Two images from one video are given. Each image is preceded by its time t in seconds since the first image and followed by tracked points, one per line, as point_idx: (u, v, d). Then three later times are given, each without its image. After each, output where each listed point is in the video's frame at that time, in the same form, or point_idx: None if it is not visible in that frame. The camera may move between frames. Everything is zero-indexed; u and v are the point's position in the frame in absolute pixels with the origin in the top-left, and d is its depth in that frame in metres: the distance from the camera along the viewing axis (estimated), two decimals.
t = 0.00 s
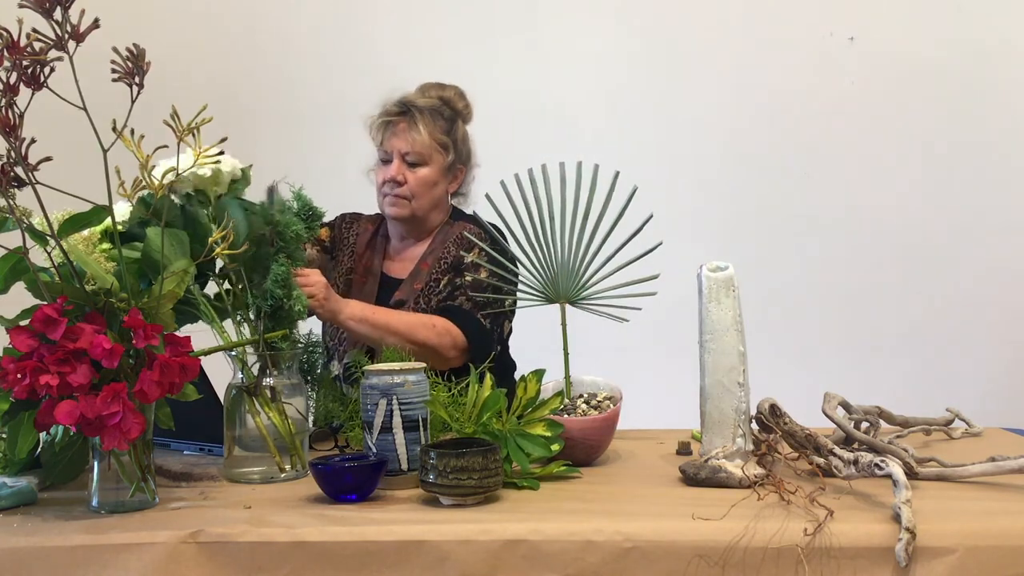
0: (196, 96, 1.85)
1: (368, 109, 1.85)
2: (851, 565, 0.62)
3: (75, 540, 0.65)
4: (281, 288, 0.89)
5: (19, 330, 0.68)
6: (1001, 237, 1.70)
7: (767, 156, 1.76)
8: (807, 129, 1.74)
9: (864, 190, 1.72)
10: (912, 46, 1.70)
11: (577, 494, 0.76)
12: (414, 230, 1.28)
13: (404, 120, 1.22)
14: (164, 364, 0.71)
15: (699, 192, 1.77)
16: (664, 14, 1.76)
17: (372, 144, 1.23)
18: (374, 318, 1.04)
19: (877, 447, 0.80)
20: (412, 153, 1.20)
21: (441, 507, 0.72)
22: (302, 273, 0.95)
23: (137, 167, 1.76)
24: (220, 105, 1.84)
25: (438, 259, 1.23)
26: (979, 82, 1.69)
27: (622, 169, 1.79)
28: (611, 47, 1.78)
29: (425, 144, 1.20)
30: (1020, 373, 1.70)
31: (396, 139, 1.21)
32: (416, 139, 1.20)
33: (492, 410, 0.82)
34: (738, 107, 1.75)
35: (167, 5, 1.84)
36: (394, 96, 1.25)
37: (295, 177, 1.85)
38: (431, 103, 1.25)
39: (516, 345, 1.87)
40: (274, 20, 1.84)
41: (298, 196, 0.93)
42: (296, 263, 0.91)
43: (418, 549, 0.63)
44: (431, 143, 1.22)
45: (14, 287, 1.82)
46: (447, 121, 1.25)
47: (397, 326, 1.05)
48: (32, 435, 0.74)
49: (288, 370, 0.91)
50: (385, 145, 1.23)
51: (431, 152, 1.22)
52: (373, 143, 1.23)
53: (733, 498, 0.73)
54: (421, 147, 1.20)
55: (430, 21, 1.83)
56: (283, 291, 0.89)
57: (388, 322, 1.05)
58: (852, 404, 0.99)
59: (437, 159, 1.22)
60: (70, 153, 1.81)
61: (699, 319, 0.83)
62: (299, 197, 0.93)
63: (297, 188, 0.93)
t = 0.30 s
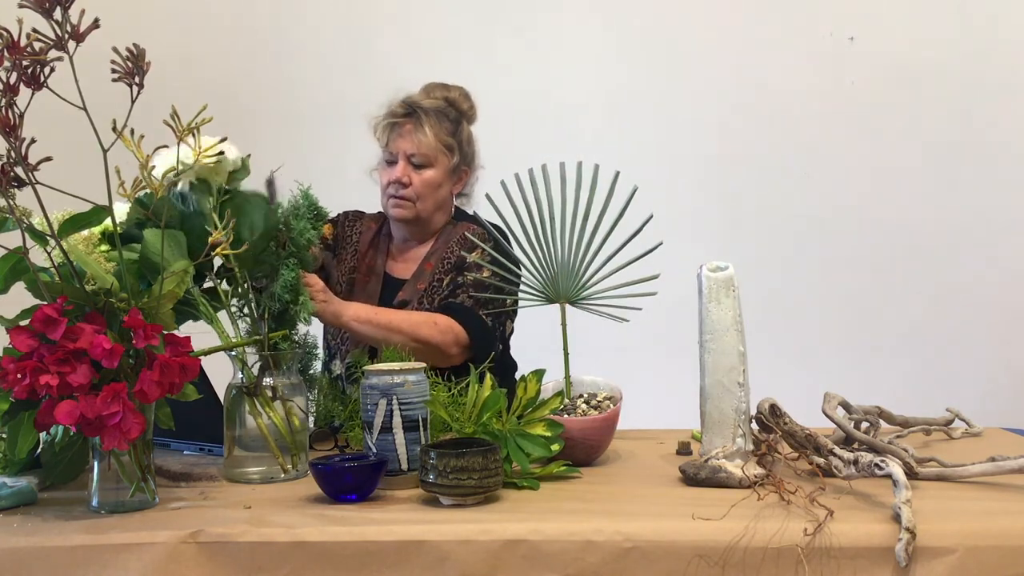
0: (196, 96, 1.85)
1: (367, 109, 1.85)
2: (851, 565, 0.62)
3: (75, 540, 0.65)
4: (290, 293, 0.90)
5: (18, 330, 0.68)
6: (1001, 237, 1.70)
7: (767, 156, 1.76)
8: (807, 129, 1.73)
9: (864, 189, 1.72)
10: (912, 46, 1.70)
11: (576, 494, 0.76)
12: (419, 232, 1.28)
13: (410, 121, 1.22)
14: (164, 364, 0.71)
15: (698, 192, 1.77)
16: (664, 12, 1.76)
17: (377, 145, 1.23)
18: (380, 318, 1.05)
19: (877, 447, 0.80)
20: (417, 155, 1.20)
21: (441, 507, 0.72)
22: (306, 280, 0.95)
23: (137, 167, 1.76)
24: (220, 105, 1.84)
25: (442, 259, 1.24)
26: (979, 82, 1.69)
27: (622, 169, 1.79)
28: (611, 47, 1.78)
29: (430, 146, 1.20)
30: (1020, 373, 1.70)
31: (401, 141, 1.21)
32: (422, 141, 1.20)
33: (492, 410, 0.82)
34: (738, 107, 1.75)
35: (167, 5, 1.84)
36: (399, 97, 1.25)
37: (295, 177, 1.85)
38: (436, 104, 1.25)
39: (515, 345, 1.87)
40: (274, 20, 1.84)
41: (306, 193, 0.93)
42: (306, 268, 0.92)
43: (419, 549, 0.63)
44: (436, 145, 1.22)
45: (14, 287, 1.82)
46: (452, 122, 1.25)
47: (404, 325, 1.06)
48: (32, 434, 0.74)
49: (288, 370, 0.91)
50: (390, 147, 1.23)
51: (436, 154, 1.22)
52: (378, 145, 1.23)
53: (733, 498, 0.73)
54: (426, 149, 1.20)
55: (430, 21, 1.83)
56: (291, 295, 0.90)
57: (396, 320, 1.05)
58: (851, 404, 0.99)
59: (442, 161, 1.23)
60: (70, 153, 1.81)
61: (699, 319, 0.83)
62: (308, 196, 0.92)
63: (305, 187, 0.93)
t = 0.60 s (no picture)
0: (196, 96, 1.85)
1: (367, 109, 1.85)
2: (851, 565, 0.62)
3: (75, 540, 0.65)
4: (298, 297, 0.91)
5: (19, 330, 0.68)
6: (1001, 238, 1.70)
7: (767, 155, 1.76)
8: (807, 129, 1.73)
9: (864, 189, 1.72)
10: (912, 46, 1.70)
11: (576, 494, 0.76)
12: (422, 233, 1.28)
13: (414, 122, 1.22)
14: (164, 364, 0.71)
15: (698, 192, 1.77)
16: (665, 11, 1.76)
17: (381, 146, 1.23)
18: (386, 318, 1.04)
19: (877, 447, 0.80)
20: (421, 155, 1.20)
21: (441, 507, 0.71)
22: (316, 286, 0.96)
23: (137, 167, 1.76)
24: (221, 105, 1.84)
25: (446, 259, 1.24)
26: (979, 82, 1.69)
27: (622, 169, 1.79)
28: (611, 47, 1.78)
29: (434, 147, 1.21)
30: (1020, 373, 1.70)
31: (405, 141, 1.21)
32: (426, 141, 1.20)
33: (492, 410, 0.82)
34: (738, 107, 1.75)
35: (167, 5, 1.84)
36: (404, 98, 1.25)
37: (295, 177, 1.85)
38: (441, 104, 1.25)
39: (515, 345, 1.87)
40: (274, 20, 1.84)
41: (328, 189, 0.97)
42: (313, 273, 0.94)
43: (418, 549, 0.63)
44: (440, 146, 1.22)
45: (14, 287, 1.82)
46: (457, 123, 1.25)
47: (409, 325, 1.05)
48: (32, 434, 0.74)
49: (287, 371, 0.91)
50: (395, 147, 1.23)
51: (440, 155, 1.22)
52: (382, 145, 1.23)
53: (733, 498, 0.73)
54: (430, 149, 1.20)
55: (430, 21, 1.83)
56: (297, 301, 0.92)
57: (401, 320, 1.05)
58: (851, 404, 0.99)
59: (445, 162, 1.23)
60: (70, 153, 1.81)
61: (699, 319, 0.83)
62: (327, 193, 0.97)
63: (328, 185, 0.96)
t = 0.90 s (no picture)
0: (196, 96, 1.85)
1: (368, 109, 1.85)
2: (851, 565, 0.62)
3: (75, 540, 0.65)
4: (301, 299, 0.90)
5: (19, 330, 0.68)
6: (1003, 237, 1.69)
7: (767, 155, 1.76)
8: (807, 129, 1.73)
9: (864, 190, 1.72)
10: (912, 46, 1.70)
11: (576, 494, 0.76)
12: (423, 232, 1.28)
13: (414, 120, 1.22)
14: (164, 364, 0.71)
15: (697, 193, 1.77)
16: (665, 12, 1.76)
17: (381, 145, 1.23)
18: (386, 318, 1.04)
19: (877, 447, 0.80)
20: (421, 153, 1.21)
21: (441, 507, 0.71)
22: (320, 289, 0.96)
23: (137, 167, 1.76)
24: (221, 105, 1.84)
25: (447, 259, 1.24)
26: (980, 82, 1.69)
27: (622, 169, 1.79)
28: (611, 47, 1.78)
29: (433, 145, 1.21)
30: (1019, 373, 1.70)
31: (404, 140, 1.21)
32: (424, 139, 1.21)
33: (492, 410, 0.82)
34: (738, 107, 1.75)
35: (166, 5, 1.84)
36: (403, 96, 1.25)
37: (298, 177, 1.85)
38: (441, 104, 1.25)
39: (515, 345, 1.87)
40: (274, 20, 1.84)
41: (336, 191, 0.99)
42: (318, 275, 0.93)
43: (418, 549, 0.63)
44: (440, 144, 1.22)
45: (14, 287, 1.82)
46: (457, 122, 1.25)
47: (410, 324, 1.05)
48: (32, 435, 0.74)
49: (288, 371, 0.91)
50: (394, 146, 1.23)
51: (439, 153, 1.22)
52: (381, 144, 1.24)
53: (733, 498, 0.73)
54: (430, 147, 1.21)
55: (430, 21, 1.83)
56: (301, 303, 0.91)
57: (402, 320, 1.05)
58: (852, 404, 0.99)
59: (445, 159, 1.23)
60: (70, 153, 1.81)
61: (699, 319, 0.83)
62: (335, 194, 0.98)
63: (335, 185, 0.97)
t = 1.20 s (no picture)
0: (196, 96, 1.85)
1: (368, 109, 1.85)
2: (851, 565, 0.62)
3: (75, 540, 0.65)
4: (298, 297, 0.92)
5: (19, 330, 0.68)
6: (1004, 236, 1.69)
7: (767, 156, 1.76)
8: (806, 129, 1.73)
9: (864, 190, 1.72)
10: (912, 46, 1.70)
11: (576, 494, 0.76)
12: (422, 230, 1.28)
13: (413, 118, 1.22)
14: (164, 364, 0.71)
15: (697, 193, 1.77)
16: (665, 12, 1.76)
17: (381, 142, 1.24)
18: (386, 317, 1.04)
19: (877, 447, 0.80)
20: (420, 151, 1.21)
21: (441, 507, 0.71)
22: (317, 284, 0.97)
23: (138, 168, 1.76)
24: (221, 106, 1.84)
25: (447, 260, 1.24)
26: (980, 82, 1.69)
27: (622, 169, 1.79)
28: (611, 47, 1.78)
29: (432, 143, 1.21)
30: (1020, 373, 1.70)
31: (404, 137, 1.22)
32: (424, 136, 1.21)
33: (491, 410, 0.82)
34: (738, 107, 1.75)
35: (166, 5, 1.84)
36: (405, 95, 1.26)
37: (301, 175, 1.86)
38: (441, 103, 1.25)
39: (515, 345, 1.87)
40: (275, 20, 1.84)
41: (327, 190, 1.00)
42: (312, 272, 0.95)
43: (418, 549, 0.63)
44: (439, 142, 1.22)
45: (14, 287, 1.82)
46: (457, 121, 1.26)
47: (410, 324, 1.05)
48: (32, 435, 0.74)
49: (289, 371, 0.91)
50: (394, 143, 1.23)
51: (438, 151, 1.22)
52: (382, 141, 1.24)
53: (733, 498, 0.73)
54: (429, 145, 1.21)
55: (431, 20, 1.83)
56: (297, 300, 0.93)
57: (402, 320, 1.05)
58: (851, 404, 0.99)
59: (444, 158, 1.23)
60: (71, 153, 1.81)
61: (699, 319, 0.83)
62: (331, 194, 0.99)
63: (331, 184, 0.99)
